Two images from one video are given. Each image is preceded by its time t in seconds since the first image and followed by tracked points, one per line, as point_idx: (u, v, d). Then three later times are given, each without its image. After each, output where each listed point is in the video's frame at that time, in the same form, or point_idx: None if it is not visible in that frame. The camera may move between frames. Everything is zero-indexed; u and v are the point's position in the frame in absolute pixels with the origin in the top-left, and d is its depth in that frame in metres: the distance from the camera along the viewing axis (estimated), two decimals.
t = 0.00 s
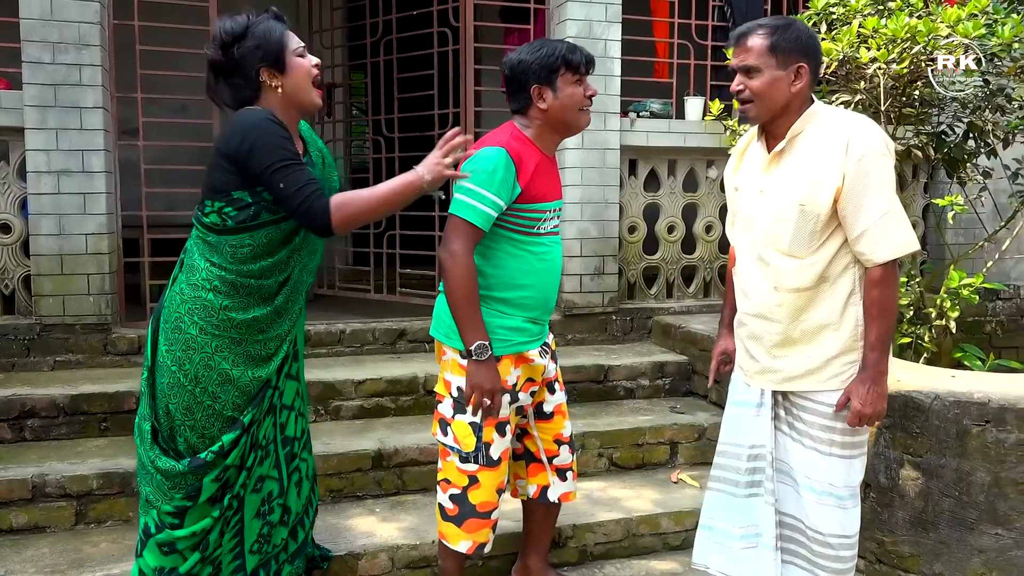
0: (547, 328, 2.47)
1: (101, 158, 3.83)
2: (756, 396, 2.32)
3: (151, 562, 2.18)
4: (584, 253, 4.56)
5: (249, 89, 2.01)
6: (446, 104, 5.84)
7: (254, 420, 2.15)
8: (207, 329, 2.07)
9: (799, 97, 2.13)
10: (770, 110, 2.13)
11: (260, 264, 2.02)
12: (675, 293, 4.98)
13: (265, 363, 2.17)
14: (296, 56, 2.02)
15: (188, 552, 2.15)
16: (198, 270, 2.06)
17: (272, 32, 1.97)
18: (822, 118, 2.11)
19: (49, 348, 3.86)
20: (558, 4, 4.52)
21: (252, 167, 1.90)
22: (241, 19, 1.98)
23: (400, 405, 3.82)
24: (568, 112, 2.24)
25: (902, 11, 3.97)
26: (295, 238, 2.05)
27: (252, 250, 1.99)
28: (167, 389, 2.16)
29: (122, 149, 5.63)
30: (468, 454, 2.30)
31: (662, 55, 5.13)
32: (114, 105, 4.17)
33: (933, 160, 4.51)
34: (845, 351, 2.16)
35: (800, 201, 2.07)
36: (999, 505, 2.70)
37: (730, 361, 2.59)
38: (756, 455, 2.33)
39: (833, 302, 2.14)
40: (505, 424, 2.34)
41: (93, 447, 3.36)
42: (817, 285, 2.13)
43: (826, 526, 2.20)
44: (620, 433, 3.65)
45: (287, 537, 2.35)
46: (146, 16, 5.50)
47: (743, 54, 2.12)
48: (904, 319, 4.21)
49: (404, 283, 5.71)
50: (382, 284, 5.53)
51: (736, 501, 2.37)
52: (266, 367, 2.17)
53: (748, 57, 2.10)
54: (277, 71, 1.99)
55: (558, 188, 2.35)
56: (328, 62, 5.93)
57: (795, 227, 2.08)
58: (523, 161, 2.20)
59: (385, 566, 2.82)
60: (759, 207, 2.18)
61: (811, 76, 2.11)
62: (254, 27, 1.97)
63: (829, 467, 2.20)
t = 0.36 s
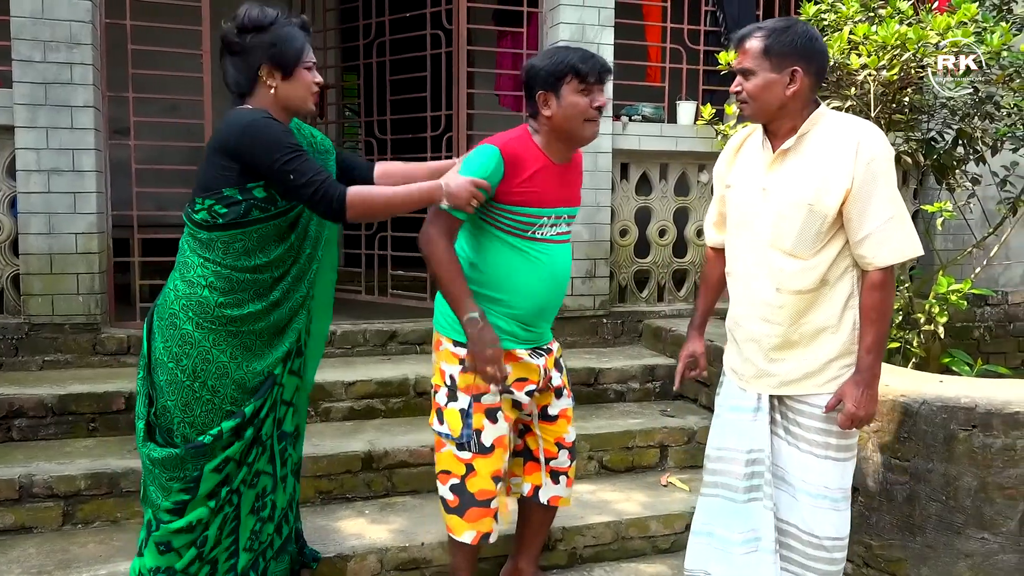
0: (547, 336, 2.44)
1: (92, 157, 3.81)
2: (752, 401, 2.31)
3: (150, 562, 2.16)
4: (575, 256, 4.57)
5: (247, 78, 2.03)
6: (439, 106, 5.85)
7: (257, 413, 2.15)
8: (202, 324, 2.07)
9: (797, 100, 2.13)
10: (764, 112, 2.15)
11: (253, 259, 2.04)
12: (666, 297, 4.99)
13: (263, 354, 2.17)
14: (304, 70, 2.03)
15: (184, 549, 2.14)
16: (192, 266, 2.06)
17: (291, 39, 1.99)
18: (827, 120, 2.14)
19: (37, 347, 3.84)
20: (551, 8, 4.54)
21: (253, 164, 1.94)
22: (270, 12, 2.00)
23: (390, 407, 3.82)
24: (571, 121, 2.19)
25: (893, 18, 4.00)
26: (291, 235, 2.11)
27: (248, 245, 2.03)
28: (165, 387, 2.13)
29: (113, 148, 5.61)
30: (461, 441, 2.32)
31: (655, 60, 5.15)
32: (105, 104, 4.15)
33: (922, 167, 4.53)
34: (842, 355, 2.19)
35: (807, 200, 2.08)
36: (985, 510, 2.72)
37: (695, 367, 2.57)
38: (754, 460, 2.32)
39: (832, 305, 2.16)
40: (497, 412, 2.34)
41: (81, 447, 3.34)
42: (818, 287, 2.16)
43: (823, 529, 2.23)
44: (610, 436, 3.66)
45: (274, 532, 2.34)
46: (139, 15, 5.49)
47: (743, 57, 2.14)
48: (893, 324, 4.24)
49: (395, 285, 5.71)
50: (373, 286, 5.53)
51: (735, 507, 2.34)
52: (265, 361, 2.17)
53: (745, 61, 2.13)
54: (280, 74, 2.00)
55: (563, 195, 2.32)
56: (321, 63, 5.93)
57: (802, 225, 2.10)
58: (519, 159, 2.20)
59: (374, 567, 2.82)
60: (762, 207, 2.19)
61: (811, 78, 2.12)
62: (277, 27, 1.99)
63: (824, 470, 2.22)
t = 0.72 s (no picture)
0: (502, 348, 2.41)
1: (92, 157, 3.82)
2: (743, 402, 2.32)
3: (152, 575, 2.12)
4: (575, 257, 4.58)
5: (225, 82, 2.00)
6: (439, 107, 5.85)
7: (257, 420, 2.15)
8: (211, 333, 2.04)
9: (805, 102, 2.13)
10: (770, 111, 2.15)
11: (255, 262, 2.05)
12: (665, 299, 4.99)
13: (264, 360, 2.17)
14: (278, 58, 2.04)
15: (192, 559, 2.11)
16: (194, 274, 2.02)
17: (260, 31, 1.96)
18: (830, 125, 2.13)
19: (37, 347, 3.84)
20: (552, 9, 4.54)
21: (253, 177, 1.95)
22: (226, 5, 1.92)
23: (389, 408, 3.82)
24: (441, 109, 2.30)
25: (893, 21, 3.99)
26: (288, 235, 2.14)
27: (250, 245, 2.02)
28: (168, 396, 2.08)
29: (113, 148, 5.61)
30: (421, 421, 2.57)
31: (655, 61, 5.15)
32: (106, 105, 4.16)
33: (922, 169, 4.53)
34: (832, 361, 2.19)
35: (801, 206, 2.08)
36: (984, 513, 2.72)
37: (699, 360, 2.58)
38: (745, 461, 2.32)
39: (823, 311, 2.17)
40: (440, 401, 2.49)
41: (81, 447, 3.34)
42: (809, 293, 2.16)
43: (809, 530, 2.21)
44: (609, 437, 3.66)
45: (269, 532, 2.35)
46: (140, 16, 5.49)
47: (755, 53, 2.14)
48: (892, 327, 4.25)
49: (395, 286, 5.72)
50: (373, 287, 5.53)
51: (723, 506, 2.35)
52: (267, 368, 2.18)
53: (757, 57, 2.12)
54: (256, 70, 2.01)
55: (473, 195, 2.37)
56: (321, 64, 5.93)
57: (793, 233, 2.11)
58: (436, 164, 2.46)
59: (373, 568, 2.82)
60: (758, 208, 2.19)
61: (820, 82, 2.12)
62: (241, 22, 1.94)
63: (814, 473, 2.21)
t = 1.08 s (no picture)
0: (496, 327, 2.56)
1: (101, 155, 3.84)
2: (724, 397, 2.32)
3: None
4: (582, 255, 4.57)
5: (242, 80, 2.00)
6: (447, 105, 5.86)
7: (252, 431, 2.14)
8: (191, 333, 2.00)
9: (785, 99, 2.13)
10: (751, 106, 2.14)
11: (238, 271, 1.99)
12: (673, 296, 4.98)
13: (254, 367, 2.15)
14: (298, 71, 2.08)
15: (198, 567, 2.10)
16: (175, 272, 1.97)
17: (291, 41, 2.01)
18: (803, 121, 2.12)
19: (47, 344, 3.86)
20: (559, 6, 4.54)
21: (224, 180, 1.87)
22: (266, 7, 1.96)
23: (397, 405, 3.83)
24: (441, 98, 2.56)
25: (902, 16, 3.97)
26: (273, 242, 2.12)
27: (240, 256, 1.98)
28: (159, 399, 2.04)
29: (122, 146, 5.63)
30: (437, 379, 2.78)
31: (662, 58, 5.14)
32: (115, 103, 4.17)
33: (932, 166, 4.51)
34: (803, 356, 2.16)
35: (771, 200, 2.07)
36: (994, 511, 2.70)
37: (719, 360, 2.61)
38: (727, 456, 2.32)
39: (797, 307, 2.14)
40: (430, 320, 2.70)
41: (91, 443, 3.36)
42: (782, 288, 2.14)
43: (799, 524, 2.21)
44: (617, 435, 3.66)
45: (278, 542, 2.32)
46: (148, 14, 5.51)
47: (738, 48, 2.14)
48: (902, 324, 4.23)
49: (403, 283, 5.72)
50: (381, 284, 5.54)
51: (707, 501, 2.36)
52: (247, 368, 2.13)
53: (739, 52, 2.13)
54: (275, 74, 2.03)
55: (466, 177, 2.63)
56: (329, 61, 5.94)
57: (764, 224, 2.09)
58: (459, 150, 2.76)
59: (381, 565, 2.82)
60: (733, 203, 2.19)
61: (800, 79, 2.12)
62: (277, 29, 1.98)
63: (797, 467, 2.20)
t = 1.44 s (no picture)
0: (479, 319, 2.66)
1: (105, 154, 3.85)
2: (701, 393, 2.33)
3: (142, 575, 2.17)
4: (585, 251, 4.57)
5: (242, 77, 2.02)
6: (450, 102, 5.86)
7: (246, 428, 2.17)
8: (191, 330, 2.08)
9: (754, 95, 2.12)
10: (721, 104, 2.13)
11: (238, 263, 2.04)
12: (677, 293, 4.98)
13: (253, 364, 2.19)
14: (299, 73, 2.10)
15: (177, 564, 2.14)
16: (174, 270, 2.05)
17: (297, 43, 2.04)
18: (774, 115, 2.11)
19: (53, 343, 3.88)
20: (562, 4, 4.54)
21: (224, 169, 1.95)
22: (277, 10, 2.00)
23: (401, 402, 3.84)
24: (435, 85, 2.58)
25: (905, 11, 3.96)
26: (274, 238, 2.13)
27: (234, 248, 2.02)
28: (154, 394, 2.13)
29: (127, 145, 5.65)
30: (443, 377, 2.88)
31: (665, 55, 5.14)
32: (119, 102, 4.18)
33: (936, 161, 4.50)
34: (784, 350, 2.15)
35: (742, 195, 2.07)
36: (998, 505, 2.71)
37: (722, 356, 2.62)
38: (701, 452, 2.33)
39: (773, 302, 2.13)
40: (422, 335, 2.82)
41: (97, 441, 3.38)
42: (757, 283, 2.14)
43: (774, 520, 2.20)
44: (622, 431, 3.66)
45: (263, 543, 2.34)
46: (151, 13, 5.52)
47: (706, 46, 2.12)
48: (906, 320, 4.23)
49: (406, 281, 5.74)
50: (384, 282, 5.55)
51: (682, 497, 2.37)
52: (255, 369, 2.19)
53: (708, 50, 2.11)
54: (280, 74, 2.05)
55: (457, 167, 2.65)
56: (332, 60, 5.95)
57: (737, 219, 2.09)
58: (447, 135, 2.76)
59: (386, 560, 2.83)
60: (707, 199, 2.19)
61: (768, 75, 2.11)
62: (283, 29, 2.01)
63: (774, 463, 2.19)
